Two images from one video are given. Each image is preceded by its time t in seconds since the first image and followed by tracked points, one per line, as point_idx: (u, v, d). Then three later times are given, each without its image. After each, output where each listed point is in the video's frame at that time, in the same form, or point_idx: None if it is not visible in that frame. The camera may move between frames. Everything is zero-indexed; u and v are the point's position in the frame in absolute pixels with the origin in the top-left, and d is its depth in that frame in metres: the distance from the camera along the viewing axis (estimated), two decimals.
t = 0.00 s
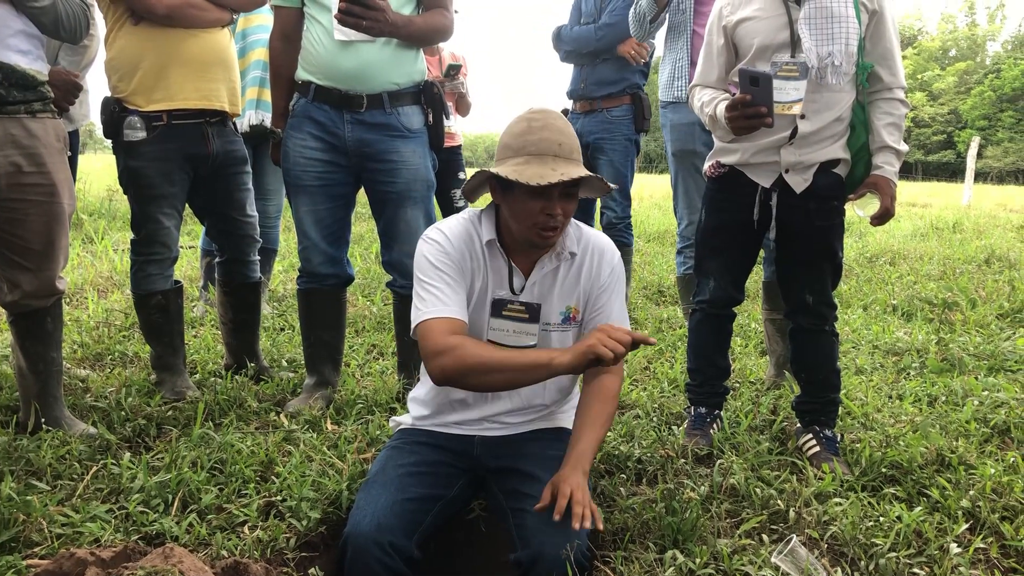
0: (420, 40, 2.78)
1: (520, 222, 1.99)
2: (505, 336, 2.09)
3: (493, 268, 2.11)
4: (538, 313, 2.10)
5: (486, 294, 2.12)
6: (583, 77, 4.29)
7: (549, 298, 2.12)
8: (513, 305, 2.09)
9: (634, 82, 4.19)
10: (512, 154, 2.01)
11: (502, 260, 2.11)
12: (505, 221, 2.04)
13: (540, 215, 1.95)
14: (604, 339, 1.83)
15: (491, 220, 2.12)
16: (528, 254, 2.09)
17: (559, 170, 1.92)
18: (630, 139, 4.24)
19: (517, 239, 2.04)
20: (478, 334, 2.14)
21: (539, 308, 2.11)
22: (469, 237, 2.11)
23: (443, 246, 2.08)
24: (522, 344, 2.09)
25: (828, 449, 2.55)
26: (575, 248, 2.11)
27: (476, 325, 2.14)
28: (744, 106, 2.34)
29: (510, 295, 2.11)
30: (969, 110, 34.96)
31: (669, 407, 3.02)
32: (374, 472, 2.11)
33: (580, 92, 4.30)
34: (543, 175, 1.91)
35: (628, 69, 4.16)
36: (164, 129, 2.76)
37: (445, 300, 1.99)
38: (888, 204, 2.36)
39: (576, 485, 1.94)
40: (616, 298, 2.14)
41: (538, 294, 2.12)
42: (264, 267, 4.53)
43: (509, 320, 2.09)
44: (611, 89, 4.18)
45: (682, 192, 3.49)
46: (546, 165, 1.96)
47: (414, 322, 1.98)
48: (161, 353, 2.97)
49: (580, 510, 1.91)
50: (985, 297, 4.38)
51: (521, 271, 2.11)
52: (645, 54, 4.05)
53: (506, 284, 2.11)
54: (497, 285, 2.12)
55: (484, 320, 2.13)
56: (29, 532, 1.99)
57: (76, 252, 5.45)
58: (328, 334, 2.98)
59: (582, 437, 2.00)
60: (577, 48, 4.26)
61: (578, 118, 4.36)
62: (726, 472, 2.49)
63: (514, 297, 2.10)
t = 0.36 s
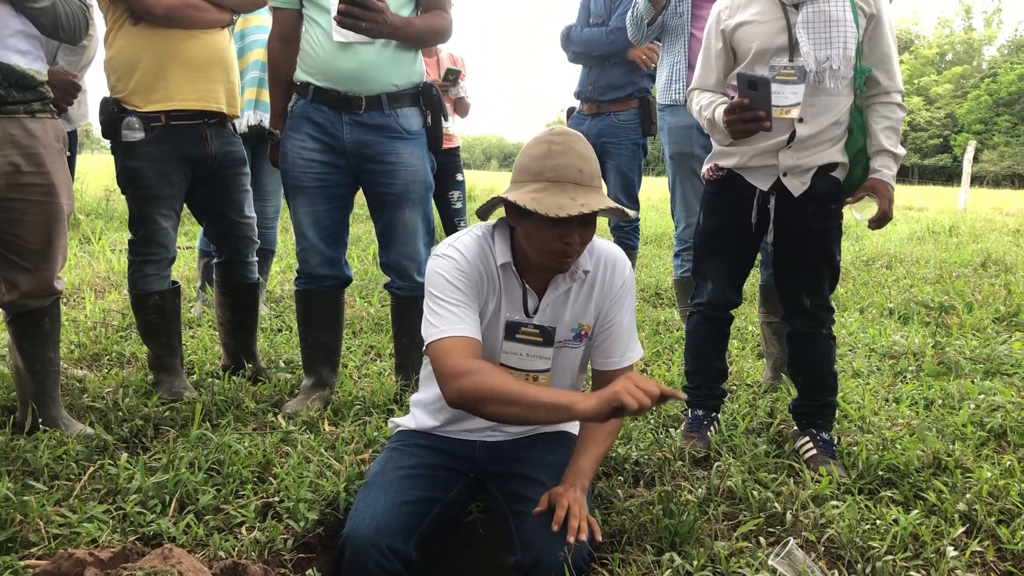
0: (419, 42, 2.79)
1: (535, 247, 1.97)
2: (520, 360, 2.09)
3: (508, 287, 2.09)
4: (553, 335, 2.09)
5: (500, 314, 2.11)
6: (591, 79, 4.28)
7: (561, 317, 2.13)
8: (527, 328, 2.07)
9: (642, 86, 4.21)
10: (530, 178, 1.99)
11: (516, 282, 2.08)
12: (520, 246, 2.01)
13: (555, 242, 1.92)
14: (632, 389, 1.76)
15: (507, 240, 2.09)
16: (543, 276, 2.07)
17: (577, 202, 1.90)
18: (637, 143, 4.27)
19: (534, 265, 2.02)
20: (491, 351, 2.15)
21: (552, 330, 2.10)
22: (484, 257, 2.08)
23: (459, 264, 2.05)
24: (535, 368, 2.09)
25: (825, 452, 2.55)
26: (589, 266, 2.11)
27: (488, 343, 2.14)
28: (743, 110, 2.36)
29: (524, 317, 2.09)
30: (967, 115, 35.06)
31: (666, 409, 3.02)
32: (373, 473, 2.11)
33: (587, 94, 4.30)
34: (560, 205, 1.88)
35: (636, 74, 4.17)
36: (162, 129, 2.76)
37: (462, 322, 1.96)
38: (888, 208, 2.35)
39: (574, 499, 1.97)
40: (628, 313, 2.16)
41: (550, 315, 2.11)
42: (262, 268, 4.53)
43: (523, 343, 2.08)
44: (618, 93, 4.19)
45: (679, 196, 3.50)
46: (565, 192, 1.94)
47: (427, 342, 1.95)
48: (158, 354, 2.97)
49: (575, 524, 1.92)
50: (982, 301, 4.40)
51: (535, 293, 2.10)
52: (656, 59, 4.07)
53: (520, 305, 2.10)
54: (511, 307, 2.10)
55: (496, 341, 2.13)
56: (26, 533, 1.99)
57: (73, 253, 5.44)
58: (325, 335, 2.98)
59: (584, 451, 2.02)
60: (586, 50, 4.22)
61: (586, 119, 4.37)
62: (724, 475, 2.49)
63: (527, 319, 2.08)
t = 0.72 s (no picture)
0: (417, 44, 2.80)
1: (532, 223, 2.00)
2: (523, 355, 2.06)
3: (508, 281, 2.10)
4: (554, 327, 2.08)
5: (501, 307, 2.11)
6: (585, 80, 4.27)
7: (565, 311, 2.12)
8: (528, 318, 2.06)
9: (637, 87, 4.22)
10: (523, 153, 2.05)
11: (517, 273, 2.10)
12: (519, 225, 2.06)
13: (550, 211, 1.97)
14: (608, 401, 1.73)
15: (507, 231, 2.11)
16: (543, 264, 2.09)
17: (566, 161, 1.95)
18: (631, 144, 4.27)
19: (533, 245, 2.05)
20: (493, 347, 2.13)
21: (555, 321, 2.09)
22: (484, 249, 2.10)
23: (459, 257, 2.07)
24: (540, 359, 2.05)
25: (823, 454, 2.56)
26: (590, 259, 2.11)
27: (489, 338, 2.13)
28: (743, 113, 2.36)
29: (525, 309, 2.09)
30: (964, 118, 35.16)
31: (664, 411, 3.03)
32: (371, 475, 2.11)
33: (582, 95, 4.29)
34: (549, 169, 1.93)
35: (633, 74, 4.19)
36: (161, 130, 2.77)
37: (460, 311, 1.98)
38: (887, 211, 2.36)
39: (572, 501, 1.96)
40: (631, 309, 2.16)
41: (552, 307, 2.10)
42: (260, 269, 4.54)
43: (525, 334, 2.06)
44: (614, 93, 4.19)
45: (675, 198, 3.49)
46: (556, 160, 1.97)
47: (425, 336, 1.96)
48: (156, 354, 2.97)
49: (575, 524, 1.91)
50: (979, 304, 4.41)
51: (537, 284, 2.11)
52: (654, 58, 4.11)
53: (520, 298, 2.10)
54: (512, 300, 2.10)
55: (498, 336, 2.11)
56: (24, 533, 1.99)
57: (71, 253, 5.45)
58: (323, 336, 2.98)
59: (583, 454, 2.01)
60: (585, 48, 4.20)
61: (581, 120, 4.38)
62: (722, 477, 2.49)
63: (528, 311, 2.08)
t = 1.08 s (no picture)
0: (412, 45, 2.79)
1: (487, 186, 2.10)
2: (488, 321, 2.08)
3: (472, 251, 2.15)
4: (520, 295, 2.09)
5: (466, 277, 2.14)
6: (569, 81, 4.26)
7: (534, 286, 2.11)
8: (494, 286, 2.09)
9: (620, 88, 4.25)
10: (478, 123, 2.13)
11: (484, 245, 2.15)
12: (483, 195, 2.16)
13: (499, 168, 2.06)
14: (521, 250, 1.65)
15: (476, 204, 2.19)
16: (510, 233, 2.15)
17: (506, 119, 2.06)
18: (619, 143, 4.28)
19: (495, 210, 2.13)
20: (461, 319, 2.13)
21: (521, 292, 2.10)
22: (452, 223, 2.16)
23: (422, 229, 2.14)
24: (508, 324, 2.08)
25: (819, 455, 2.56)
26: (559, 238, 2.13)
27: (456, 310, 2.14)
28: (739, 114, 2.37)
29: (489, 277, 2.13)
30: (961, 120, 35.24)
31: (661, 412, 3.03)
32: (366, 476, 2.11)
33: (567, 96, 4.27)
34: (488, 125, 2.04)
35: (616, 74, 4.21)
36: (158, 130, 2.77)
37: (416, 270, 2.04)
38: (883, 212, 2.36)
39: (569, 482, 1.94)
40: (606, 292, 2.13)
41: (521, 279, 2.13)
42: (257, 270, 4.54)
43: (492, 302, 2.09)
44: (601, 93, 4.20)
45: (670, 200, 3.49)
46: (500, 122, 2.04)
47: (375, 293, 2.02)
48: (152, 355, 2.97)
49: (575, 503, 1.91)
50: (975, 305, 4.41)
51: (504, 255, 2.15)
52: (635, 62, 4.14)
53: (486, 266, 2.14)
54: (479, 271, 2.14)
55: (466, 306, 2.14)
56: (20, 534, 1.98)
57: (67, 253, 5.44)
58: (319, 338, 2.98)
59: (573, 439, 2.01)
60: (573, 49, 4.19)
61: (565, 121, 4.34)
62: (718, 478, 2.50)
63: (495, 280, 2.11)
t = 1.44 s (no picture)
0: (403, 45, 2.79)
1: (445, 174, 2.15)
2: (459, 307, 2.10)
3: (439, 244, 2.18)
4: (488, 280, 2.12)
5: (434, 270, 2.18)
6: (562, 84, 4.26)
7: (504, 270, 2.15)
8: (462, 273, 2.10)
9: (609, 89, 4.26)
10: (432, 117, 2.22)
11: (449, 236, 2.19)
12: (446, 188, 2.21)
13: (452, 153, 2.11)
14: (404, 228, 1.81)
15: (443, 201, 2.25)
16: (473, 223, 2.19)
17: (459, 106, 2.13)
18: (615, 144, 4.29)
19: (455, 200, 2.17)
20: (434, 311, 2.17)
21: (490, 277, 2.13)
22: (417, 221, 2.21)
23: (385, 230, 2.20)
24: (478, 310, 2.09)
25: (816, 456, 2.56)
26: (525, 222, 2.17)
27: (428, 301, 2.17)
28: (735, 114, 2.38)
29: (457, 266, 2.16)
30: (957, 121, 35.32)
31: (659, 413, 3.03)
32: (364, 476, 2.11)
33: (562, 100, 4.27)
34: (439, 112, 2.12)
35: (607, 76, 4.25)
36: (156, 132, 2.76)
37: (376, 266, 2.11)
38: (881, 211, 2.37)
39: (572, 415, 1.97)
40: (587, 271, 2.19)
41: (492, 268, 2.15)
42: (254, 271, 4.53)
43: (462, 289, 2.10)
44: (595, 96, 4.22)
45: (669, 199, 3.50)
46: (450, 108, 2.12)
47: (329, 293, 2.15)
48: (149, 356, 2.96)
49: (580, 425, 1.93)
50: (972, 305, 4.42)
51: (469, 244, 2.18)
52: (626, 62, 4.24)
53: (452, 256, 2.17)
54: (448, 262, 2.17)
55: (436, 295, 2.17)
56: (17, 536, 1.98)
57: (64, 254, 5.43)
58: (316, 340, 2.98)
59: (570, 394, 2.06)
60: (565, 55, 4.16)
61: (559, 125, 4.32)
62: (717, 479, 2.50)
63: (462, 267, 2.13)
